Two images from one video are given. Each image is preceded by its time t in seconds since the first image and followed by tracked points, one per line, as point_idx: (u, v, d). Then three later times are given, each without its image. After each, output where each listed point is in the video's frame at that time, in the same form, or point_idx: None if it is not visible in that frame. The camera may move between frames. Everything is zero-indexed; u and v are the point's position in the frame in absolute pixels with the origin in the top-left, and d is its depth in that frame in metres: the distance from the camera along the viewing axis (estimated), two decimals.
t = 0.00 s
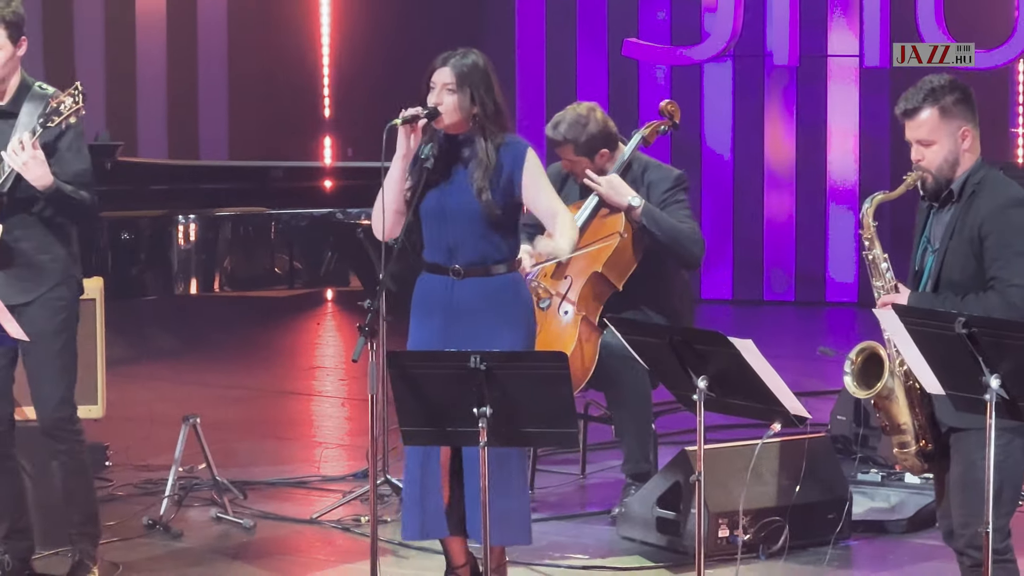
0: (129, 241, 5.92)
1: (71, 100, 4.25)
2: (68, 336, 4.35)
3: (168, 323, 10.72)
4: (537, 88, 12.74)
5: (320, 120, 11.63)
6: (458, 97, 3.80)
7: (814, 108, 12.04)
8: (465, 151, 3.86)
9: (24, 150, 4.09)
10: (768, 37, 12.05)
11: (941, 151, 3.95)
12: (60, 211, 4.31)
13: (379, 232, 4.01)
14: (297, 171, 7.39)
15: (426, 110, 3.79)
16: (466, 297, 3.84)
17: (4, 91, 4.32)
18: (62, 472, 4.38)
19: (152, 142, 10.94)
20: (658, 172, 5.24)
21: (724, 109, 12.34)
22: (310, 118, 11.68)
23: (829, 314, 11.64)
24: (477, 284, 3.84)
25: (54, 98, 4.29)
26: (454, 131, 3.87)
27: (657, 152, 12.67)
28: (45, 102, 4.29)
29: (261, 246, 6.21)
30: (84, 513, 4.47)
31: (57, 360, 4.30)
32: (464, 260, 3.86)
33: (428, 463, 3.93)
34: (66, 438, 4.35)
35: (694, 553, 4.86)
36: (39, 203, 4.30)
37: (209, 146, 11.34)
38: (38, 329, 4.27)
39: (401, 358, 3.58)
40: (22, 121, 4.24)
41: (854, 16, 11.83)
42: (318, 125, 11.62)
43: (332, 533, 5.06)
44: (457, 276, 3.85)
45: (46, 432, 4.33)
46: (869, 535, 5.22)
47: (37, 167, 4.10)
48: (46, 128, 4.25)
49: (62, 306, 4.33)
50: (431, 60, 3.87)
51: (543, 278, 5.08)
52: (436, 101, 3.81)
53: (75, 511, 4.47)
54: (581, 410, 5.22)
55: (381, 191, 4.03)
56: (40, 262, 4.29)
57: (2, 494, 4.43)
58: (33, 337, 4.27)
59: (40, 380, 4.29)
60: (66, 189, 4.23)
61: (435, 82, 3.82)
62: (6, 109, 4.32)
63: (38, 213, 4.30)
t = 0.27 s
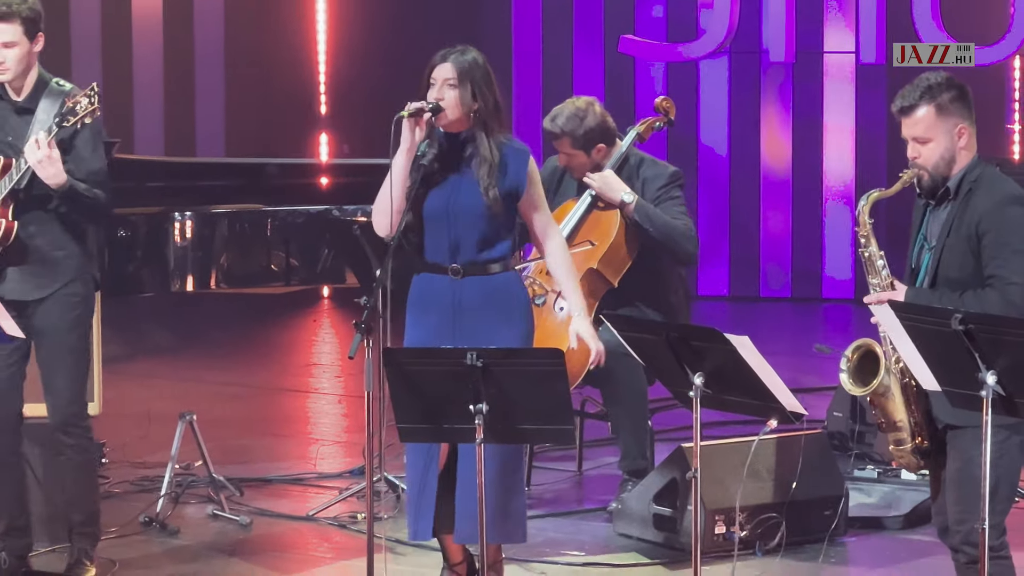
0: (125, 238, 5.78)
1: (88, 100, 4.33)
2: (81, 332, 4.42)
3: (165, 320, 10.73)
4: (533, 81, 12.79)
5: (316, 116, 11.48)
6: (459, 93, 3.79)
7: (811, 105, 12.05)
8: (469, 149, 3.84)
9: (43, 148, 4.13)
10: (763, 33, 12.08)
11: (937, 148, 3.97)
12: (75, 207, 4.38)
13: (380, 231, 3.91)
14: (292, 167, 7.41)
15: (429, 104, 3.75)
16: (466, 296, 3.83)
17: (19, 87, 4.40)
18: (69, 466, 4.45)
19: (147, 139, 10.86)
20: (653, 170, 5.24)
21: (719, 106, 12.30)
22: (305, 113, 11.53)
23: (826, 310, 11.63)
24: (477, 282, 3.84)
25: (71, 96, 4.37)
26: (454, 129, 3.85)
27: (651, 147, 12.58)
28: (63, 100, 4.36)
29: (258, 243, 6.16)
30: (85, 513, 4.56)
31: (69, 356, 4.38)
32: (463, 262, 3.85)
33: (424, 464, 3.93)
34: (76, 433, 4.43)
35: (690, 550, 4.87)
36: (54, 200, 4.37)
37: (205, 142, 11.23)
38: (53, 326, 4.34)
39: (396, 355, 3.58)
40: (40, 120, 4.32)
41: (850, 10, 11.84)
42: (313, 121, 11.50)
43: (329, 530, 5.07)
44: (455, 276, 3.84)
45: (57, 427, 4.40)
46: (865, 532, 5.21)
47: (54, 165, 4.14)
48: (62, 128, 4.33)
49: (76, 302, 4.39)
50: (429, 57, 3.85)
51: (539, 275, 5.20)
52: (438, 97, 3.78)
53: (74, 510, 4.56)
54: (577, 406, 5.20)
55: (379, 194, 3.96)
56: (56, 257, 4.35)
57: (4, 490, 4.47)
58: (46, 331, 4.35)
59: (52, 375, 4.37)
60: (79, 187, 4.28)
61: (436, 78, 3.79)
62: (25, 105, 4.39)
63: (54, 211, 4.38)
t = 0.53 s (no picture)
0: (118, 235, 5.20)
1: (104, 92, 4.39)
2: (86, 328, 4.56)
3: (158, 318, 10.67)
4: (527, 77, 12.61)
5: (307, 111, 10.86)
6: (461, 92, 3.84)
7: (804, 100, 12.08)
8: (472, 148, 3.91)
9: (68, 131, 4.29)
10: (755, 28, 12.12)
11: (930, 144, 3.96)
12: (93, 193, 4.55)
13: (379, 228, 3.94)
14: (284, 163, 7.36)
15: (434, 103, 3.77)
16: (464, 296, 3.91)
17: (37, 80, 4.53)
18: (71, 458, 4.57)
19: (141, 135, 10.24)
20: (645, 164, 5.25)
21: (712, 102, 12.36)
22: (297, 110, 10.90)
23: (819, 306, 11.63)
24: (475, 283, 3.91)
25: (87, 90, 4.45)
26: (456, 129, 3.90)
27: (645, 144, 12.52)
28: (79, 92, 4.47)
29: (249, 238, 5.68)
30: (82, 507, 4.65)
31: (76, 349, 4.53)
32: (460, 262, 3.92)
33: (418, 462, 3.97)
34: (80, 425, 4.57)
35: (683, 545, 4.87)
36: (76, 183, 4.53)
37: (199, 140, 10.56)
38: (62, 314, 4.49)
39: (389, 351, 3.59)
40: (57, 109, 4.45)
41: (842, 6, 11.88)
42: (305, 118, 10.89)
43: (322, 526, 5.09)
44: (453, 277, 3.91)
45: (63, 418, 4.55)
46: (858, 527, 5.22)
47: (81, 144, 4.33)
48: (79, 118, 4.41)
49: (82, 295, 4.53)
50: (428, 57, 3.89)
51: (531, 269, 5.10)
52: (439, 96, 3.83)
53: (72, 505, 4.65)
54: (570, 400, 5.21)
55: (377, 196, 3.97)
56: (61, 251, 4.49)
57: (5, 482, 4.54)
58: (52, 325, 4.50)
59: (57, 368, 4.52)
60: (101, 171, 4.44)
61: (438, 77, 3.83)
62: (42, 98, 4.53)
63: (71, 198, 4.53)
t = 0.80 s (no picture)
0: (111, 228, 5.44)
1: (111, 90, 4.37)
2: (84, 320, 4.57)
3: (149, 311, 10.72)
4: (515, 67, 12.78)
5: (298, 107, 11.40)
6: (455, 112, 3.94)
7: (790, 95, 12.04)
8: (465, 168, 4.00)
9: (72, 120, 4.35)
10: (742, 24, 12.12)
11: (918, 139, 4.00)
12: (97, 189, 4.58)
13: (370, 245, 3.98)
14: (273, 157, 6.91)
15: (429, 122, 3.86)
16: (449, 313, 3.97)
17: (47, 78, 4.55)
18: (66, 453, 4.59)
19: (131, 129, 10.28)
20: (632, 160, 5.28)
21: (700, 97, 12.39)
22: (287, 103, 11.36)
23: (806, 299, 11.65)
24: (459, 299, 3.99)
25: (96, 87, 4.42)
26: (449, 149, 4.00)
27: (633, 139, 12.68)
28: (87, 91, 4.45)
29: (240, 233, 5.53)
30: (76, 501, 4.65)
31: (70, 344, 4.54)
32: (445, 280, 3.98)
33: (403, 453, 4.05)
34: (74, 420, 4.59)
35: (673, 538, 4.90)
36: (79, 179, 4.56)
37: (189, 134, 10.70)
38: (58, 312, 4.50)
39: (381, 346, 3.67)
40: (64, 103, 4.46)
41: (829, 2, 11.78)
42: (295, 113, 11.39)
43: (312, 519, 5.13)
44: (438, 294, 3.97)
45: (57, 414, 4.57)
46: (845, 519, 5.26)
47: (83, 139, 4.36)
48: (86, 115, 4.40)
49: (81, 290, 4.55)
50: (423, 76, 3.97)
51: (519, 264, 5.11)
52: (433, 115, 3.93)
53: (67, 498, 4.64)
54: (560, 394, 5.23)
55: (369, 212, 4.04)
56: (61, 245, 4.52)
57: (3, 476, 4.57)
58: (52, 316, 4.52)
59: (52, 361, 4.53)
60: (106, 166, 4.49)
61: (433, 96, 3.92)
62: (49, 95, 4.55)
63: (76, 192, 4.57)
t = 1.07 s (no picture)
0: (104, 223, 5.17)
1: (104, 88, 4.46)
2: (79, 313, 4.65)
3: (138, 303, 10.77)
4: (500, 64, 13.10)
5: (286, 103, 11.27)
6: (438, 105, 4.03)
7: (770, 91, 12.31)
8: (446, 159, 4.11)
9: (67, 117, 4.38)
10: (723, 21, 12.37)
11: (894, 134, 4.10)
12: (91, 186, 4.63)
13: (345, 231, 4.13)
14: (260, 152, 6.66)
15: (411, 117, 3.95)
16: (429, 301, 4.13)
17: (45, 73, 4.63)
18: (61, 443, 4.67)
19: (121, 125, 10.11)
20: (617, 154, 5.37)
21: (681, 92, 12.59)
22: (276, 100, 11.23)
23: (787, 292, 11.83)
24: (439, 288, 4.13)
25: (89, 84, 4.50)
26: (430, 140, 4.09)
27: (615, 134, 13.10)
28: (82, 87, 4.51)
29: (229, 227, 5.50)
30: (67, 490, 4.73)
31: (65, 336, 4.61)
32: (425, 268, 4.14)
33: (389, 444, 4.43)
34: (68, 410, 4.66)
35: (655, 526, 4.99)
36: (74, 176, 4.62)
37: (179, 127, 10.58)
38: (53, 304, 4.58)
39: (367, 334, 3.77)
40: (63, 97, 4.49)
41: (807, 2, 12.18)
42: (284, 108, 11.28)
43: (301, 508, 5.21)
44: (419, 282, 4.12)
45: (51, 404, 4.64)
46: (825, 507, 5.35)
47: (77, 137, 4.38)
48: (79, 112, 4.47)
49: (75, 283, 4.62)
50: (409, 67, 4.07)
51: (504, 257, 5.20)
52: (417, 109, 4.03)
53: (60, 488, 4.71)
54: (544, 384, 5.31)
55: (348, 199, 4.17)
56: (57, 238, 4.59)
57: None
58: (47, 308, 4.59)
59: (46, 353, 4.61)
60: (100, 164, 4.52)
61: (416, 89, 4.02)
62: (46, 90, 4.62)
63: (71, 187, 4.63)
